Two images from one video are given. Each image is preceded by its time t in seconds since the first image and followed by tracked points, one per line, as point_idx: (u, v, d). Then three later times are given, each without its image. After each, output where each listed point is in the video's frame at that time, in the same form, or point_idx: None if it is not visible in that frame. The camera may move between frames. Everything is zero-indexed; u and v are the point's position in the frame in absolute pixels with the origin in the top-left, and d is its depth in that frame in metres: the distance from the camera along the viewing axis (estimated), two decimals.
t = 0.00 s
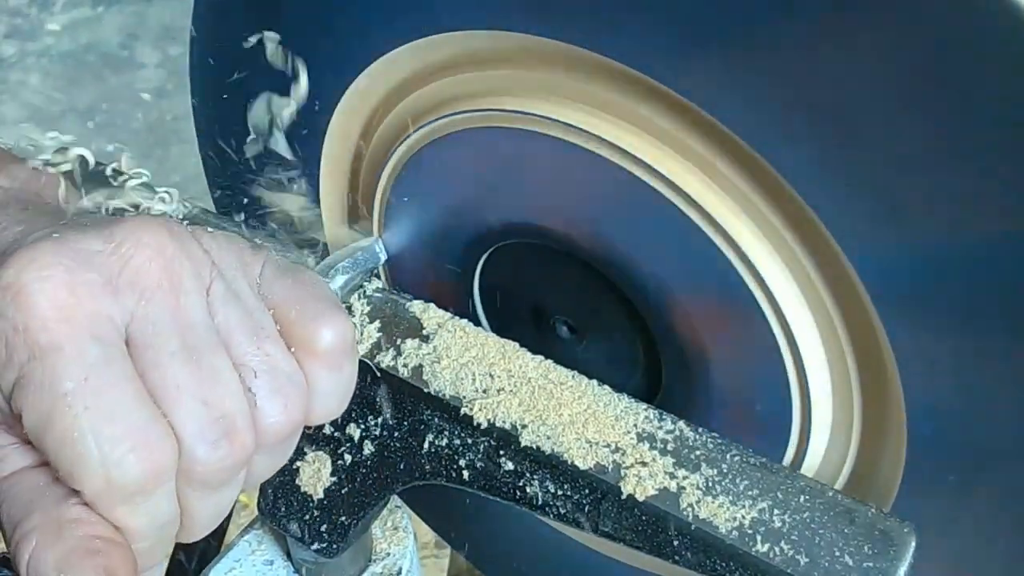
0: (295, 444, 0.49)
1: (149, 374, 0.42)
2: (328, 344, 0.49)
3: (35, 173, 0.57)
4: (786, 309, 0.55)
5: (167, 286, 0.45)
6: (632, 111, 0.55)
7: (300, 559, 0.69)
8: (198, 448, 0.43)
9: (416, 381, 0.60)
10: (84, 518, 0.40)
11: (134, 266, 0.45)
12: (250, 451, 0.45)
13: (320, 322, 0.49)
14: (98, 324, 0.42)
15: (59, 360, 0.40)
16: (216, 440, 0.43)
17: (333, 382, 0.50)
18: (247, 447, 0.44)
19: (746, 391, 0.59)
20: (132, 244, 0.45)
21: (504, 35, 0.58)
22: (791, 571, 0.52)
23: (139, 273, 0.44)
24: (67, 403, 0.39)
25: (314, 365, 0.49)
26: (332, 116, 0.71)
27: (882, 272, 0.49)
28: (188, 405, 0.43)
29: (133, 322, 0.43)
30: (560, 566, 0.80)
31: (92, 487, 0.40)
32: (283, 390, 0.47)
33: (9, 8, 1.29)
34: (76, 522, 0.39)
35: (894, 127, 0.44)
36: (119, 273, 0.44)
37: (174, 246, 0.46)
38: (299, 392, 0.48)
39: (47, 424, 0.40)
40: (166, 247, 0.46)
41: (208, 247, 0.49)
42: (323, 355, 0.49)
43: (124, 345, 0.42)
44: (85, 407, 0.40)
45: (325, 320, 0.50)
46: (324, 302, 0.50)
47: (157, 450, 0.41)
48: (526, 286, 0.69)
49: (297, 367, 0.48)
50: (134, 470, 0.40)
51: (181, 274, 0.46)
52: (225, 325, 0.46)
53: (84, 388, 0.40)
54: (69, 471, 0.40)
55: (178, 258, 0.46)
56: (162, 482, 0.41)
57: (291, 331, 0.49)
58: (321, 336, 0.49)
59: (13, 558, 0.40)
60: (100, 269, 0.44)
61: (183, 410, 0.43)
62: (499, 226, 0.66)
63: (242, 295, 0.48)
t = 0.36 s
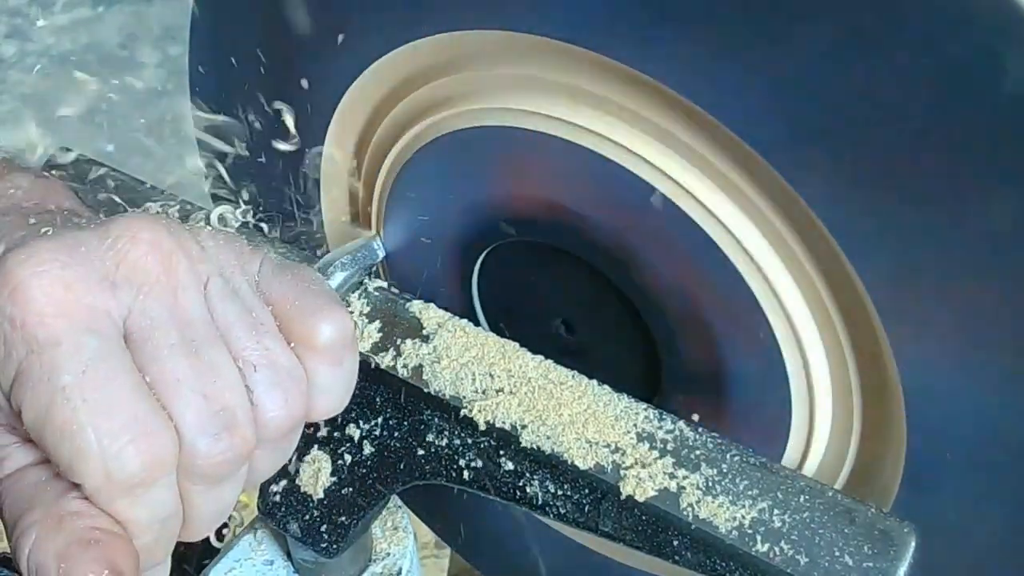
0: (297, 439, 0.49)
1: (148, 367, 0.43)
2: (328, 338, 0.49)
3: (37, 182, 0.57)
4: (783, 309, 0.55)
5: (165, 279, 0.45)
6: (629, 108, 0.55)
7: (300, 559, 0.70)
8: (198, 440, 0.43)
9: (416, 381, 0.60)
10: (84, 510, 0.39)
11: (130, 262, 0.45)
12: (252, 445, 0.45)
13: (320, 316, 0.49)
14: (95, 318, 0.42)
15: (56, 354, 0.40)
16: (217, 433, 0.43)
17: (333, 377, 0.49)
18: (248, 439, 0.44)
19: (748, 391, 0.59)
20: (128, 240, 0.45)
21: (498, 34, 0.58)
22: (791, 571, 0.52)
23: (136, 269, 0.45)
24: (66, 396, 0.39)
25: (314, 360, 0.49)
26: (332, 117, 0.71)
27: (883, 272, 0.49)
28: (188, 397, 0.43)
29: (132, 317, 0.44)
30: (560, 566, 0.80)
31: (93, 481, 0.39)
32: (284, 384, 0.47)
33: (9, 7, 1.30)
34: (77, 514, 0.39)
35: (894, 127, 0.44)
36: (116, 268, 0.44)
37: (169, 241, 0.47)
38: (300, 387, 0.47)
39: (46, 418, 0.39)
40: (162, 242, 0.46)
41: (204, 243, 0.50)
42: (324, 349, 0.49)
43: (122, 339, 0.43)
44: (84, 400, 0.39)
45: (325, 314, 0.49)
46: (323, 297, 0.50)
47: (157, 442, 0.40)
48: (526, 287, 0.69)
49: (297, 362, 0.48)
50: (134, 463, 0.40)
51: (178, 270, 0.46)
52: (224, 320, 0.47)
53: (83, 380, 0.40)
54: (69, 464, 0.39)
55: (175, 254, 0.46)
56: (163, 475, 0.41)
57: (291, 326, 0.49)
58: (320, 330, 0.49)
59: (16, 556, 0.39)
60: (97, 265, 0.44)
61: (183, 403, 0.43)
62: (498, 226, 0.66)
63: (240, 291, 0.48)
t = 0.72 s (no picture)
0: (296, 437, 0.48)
1: (142, 361, 0.43)
2: (324, 336, 0.48)
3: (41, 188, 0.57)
4: (780, 309, 0.55)
5: (156, 274, 0.46)
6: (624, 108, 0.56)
7: (300, 559, 0.71)
8: (194, 433, 0.42)
9: (416, 381, 0.60)
10: (81, 506, 0.39)
11: (122, 257, 0.45)
12: (250, 441, 0.45)
13: (317, 314, 0.49)
14: (88, 311, 0.42)
15: (50, 349, 0.40)
16: (212, 426, 0.43)
17: (331, 374, 0.49)
18: (245, 434, 0.44)
19: (749, 390, 0.59)
20: (120, 235, 0.46)
21: (491, 35, 0.58)
22: (791, 571, 0.52)
23: (128, 265, 0.45)
24: (59, 390, 0.39)
25: (311, 358, 0.48)
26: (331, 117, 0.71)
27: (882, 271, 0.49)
28: (183, 389, 0.43)
29: (125, 312, 0.44)
30: (561, 566, 0.80)
31: (88, 474, 0.39)
32: (281, 380, 0.46)
33: (9, 8, 1.32)
34: (73, 510, 0.39)
35: (894, 127, 0.44)
36: (108, 263, 0.44)
37: (161, 238, 0.47)
38: (298, 383, 0.47)
39: (40, 413, 0.40)
40: (154, 237, 0.46)
41: (198, 242, 0.50)
42: (321, 347, 0.48)
43: (117, 334, 0.43)
44: (77, 394, 0.39)
45: (322, 312, 0.49)
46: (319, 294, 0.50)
47: (152, 434, 0.40)
48: (526, 286, 0.68)
49: (293, 358, 0.47)
50: (129, 456, 0.40)
51: (171, 265, 0.46)
52: (219, 316, 0.47)
53: (76, 373, 0.40)
54: (64, 459, 0.39)
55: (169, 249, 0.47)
56: (159, 469, 0.41)
57: (287, 324, 0.48)
58: (316, 328, 0.48)
59: (14, 554, 0.39)
60: (89, 259, 0.44)
61: (178, 395, 0.42)
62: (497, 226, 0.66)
63: (236, 289, 0.49)
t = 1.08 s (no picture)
0: (290, 429, 0.48)
1: (132, 351, 0.42)
2: (317, 331, 0.48)
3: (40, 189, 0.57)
4: (779, 309, 0.55)
5: (144, 266, 0.45)
6: (621, 109, 0.56)
7: (300, 559, 0.71)
8: (185, 420, 0.42)
9: (416, 381, 0.60)
10: (73, 496, 0.39)
11: (110, 250, 0.45)
12: (242, 430, 0.44)
13: (310, 309, 0.49)
14: (75, 303, 0.42)
15: (38, 340, 0.40)
16: (203, 413, 0.43)
17: (325, 370, 0.49)
18: (236, 422, 0.44)
19: (749, 390, 0.59)
20: (108, 228, 0.45)
21: (492, 34, 0.59)
22: (791, 571, 0.52)
23: (117, 256, 0.44)
24: (48, 380, 0.40)
25: (304, 353, 0.48)
26: (332, 117, 0.71)
27: (882, 268, 0.49)
28: (174, 377, 0.43)
29: (114, 304, 0.43)
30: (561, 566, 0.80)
31: (79, 462, 0.39)
32: (274, 371, 0.46)
33: (9, 8, 1.30)
34: (67, 500, 0.39)
35: (894, 128, 0.44)
36: (96, 255, 0.44)
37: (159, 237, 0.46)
38: (292, 375, 0.47)
39: (30, 404, 0.40)
40: (142, 231, 0.46)
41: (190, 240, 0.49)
42: (314, 342, 0.48)
43: (105, 325, 0.42)
44: (66, 383, 0.40)
45: (315, 308, 0.49)
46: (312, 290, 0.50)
47: (143, 420, 0.40)
48: (527, 286, 0.68)
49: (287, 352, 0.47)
50: (121, 442, 0.40)
51: (160, 259, 0.46)
52: (210, 308, 0.46)
53: (64, 364, 0.40)
54: (56, 447, 0.39)
55: (157, 244, 0.46)
56: (149, 456, 0.40)
57: (280, 318, 0.48)
58: (309, 323, 0.48)
59: (11, 550, 0.39)
60: (77, 253, 0.44)
61: (169, 383, 0.42)
62: (497, 225, 0.66)
63: (229, 283, 0.48)
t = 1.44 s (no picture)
0: (289, 423, 0.48)
1: (133, 342, 0.42)
2: (315, 323, 0.48)
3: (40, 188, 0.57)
4: (778, 309, 0.55)
5: (145, 257, 0.45)
6: (620, 109, 0.56)
7: (300, 559, 0.71)
8: (186, 412, 0.42)
9: (416, 381, 0.60)
10: (74, 486, 0.39)
11: (111, 242, 0.45)
12: (242, 422, 0.44)
13: (308, 302, 0.48)
14: (76, 292, 0.42)
15: (39, 330, 0.41)
16: (204, 404, 0.42)
17: (324, 362, 0.48)
18: (236, 414, 0.43)
19: (747, 389, 0.59)
20: (108, 221, 0.45)
21: (489, 36, 0.59)
22: (791, 571, 0.52)
23: (117, 247, 0.45)
24: (50, 370, 0.40)
25: (303, 345, 0.48)
26: (332, 116, 0.71)
27: (881, 266, 0.49)
28: (177, 369, 0.42)
29: (115, 295, 0.44)
30: (561, 567, 0.79)
31: (82, 452, 0.39)
32: (274, 363, 0.46)
33: (9, 8, 1.32)
34: (68, 491, 0.39)
35: (892, 127, 0.44)
36: (97, 248, 0.44)
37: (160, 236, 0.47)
38: (291, 366, 0.46)
39: (32, 395, 0.40)
40: (142, 223, 0.46)
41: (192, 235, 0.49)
42: (312, 334, 0.48)
43: (106, 315, 0.43)
44: (69, 373, 0.40)
45: (313, 300, 0.49)
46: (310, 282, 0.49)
47: (145, 410, 0.40)
48: (526, 287, 0.68)
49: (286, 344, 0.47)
50: (123, 433, 0.40)
51: (160, 251, 0.46)
52: (211, 301, 0.46)
53: (67, 353, 0.40)
54: (58, 438, 0.40)
55: (158, 237, 0.46)
56: (151, 446, 0.40)
57: (278, 311, 0.48)
58: (307, 315, 0.48)
59: (16, 546, 0.39)
60: (78, 244, 0.44)
61: (171, 374, 0.42)
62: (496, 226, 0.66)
63: (227, 276, 0.48)
